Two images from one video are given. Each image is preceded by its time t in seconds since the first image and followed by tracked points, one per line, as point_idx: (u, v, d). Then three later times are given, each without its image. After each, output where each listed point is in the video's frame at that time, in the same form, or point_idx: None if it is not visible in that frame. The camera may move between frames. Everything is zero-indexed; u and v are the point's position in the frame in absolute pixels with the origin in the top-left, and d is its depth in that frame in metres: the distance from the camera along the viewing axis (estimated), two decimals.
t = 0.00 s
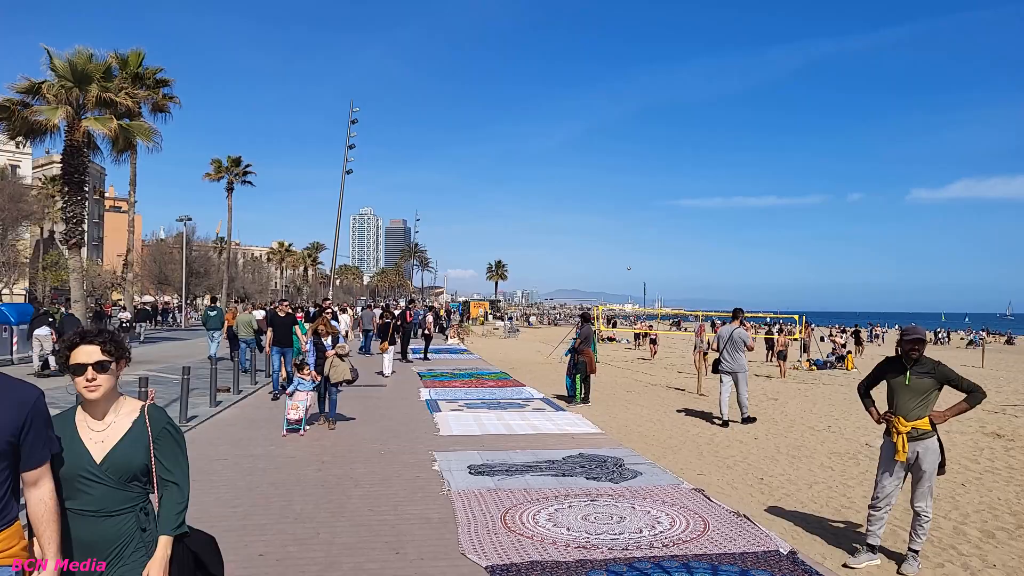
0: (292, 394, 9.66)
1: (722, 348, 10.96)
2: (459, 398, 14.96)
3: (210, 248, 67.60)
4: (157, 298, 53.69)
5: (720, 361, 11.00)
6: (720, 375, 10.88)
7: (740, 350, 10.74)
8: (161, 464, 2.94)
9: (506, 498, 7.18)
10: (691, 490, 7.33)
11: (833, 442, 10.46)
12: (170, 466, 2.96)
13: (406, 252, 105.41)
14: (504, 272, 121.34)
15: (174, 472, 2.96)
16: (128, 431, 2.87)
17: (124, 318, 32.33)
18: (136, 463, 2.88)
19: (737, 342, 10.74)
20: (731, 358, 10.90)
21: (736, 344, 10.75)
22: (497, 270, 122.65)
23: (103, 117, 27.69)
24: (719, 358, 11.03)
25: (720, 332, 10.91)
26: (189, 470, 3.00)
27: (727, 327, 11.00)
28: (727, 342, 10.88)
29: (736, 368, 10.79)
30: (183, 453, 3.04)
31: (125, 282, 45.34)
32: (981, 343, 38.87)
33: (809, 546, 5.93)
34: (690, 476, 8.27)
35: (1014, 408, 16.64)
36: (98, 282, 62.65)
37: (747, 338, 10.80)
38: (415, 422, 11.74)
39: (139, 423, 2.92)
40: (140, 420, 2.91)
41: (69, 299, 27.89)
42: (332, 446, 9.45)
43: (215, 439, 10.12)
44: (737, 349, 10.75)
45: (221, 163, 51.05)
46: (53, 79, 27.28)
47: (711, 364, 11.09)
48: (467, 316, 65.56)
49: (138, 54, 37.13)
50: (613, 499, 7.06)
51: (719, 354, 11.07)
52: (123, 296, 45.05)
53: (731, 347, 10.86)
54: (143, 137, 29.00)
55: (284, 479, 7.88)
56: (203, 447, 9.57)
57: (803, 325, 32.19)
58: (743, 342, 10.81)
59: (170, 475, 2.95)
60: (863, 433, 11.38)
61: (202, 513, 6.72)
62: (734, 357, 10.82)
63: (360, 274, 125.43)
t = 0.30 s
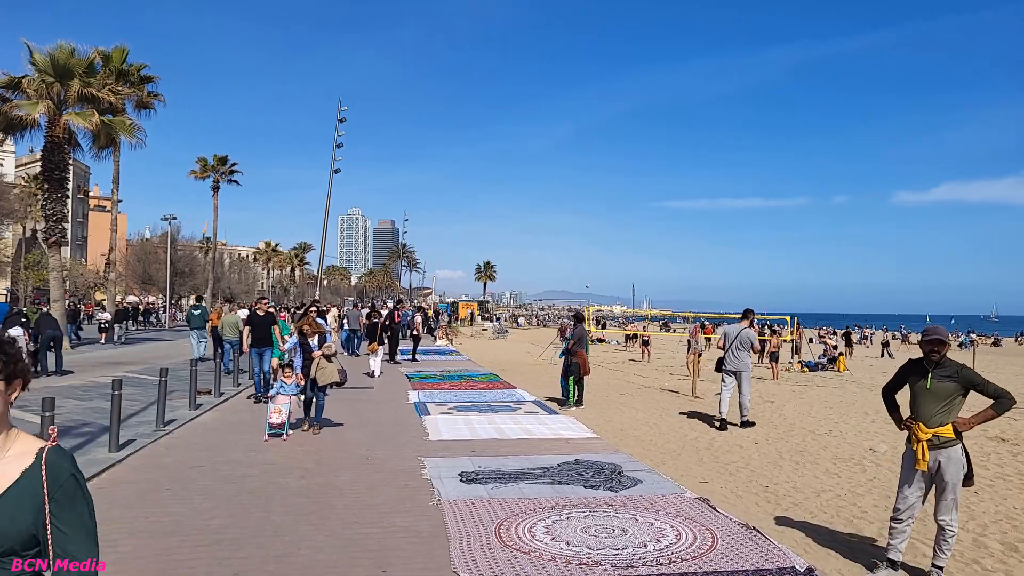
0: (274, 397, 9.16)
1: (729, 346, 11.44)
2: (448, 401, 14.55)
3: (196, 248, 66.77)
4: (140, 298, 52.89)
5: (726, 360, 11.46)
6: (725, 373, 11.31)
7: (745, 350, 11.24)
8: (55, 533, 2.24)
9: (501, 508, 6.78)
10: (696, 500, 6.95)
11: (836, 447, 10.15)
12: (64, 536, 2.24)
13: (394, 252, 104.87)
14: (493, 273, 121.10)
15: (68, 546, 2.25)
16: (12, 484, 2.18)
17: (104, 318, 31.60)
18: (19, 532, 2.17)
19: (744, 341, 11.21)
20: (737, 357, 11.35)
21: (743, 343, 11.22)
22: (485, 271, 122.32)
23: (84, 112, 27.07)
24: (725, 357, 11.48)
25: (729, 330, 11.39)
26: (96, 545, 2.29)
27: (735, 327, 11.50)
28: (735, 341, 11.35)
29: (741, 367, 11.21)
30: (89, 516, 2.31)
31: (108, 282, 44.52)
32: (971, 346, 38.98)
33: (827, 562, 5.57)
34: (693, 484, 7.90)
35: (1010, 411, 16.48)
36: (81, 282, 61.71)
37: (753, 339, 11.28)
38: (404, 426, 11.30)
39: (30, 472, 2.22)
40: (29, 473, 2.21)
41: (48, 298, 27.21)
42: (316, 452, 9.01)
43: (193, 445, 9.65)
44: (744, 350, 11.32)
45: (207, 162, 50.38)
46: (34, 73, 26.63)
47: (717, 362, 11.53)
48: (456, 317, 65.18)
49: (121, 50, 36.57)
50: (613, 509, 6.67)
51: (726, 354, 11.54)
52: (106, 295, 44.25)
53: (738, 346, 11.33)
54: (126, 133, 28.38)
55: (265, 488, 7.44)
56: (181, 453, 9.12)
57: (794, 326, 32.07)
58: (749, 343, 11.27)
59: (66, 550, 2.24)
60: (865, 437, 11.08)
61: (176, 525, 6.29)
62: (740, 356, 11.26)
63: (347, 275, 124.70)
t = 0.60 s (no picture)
0: (256, 403, 8.75)
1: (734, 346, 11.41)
2: (441, 403, 14.16)
3: (185, 247, 66.11)
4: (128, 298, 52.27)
5: (731, 361, 11.46)
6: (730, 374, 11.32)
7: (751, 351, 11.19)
8: None
9: (497, 520, 6.41)
10: (703, 512, 6.60)
11: (842, 452, 9.82)
12: None
13: (385, 251, 104.39)
14: (485, 272, 120.81)
15: None
16: None
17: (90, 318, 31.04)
18: None
19: (750, 342, 11.21)
20: (741, 358, 11.36)
21: (748, 344, 11.21)
22: (477, 270, 121.93)
23: (68, 109, 26.52)
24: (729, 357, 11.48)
25: (733, 331, 11.37)
26: None
27: (740, 327, 11.47)
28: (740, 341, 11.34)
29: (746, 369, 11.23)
30: None
31: (95, 281, 43.92)
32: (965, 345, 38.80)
33: None
34: (698, 493, 7.53)
35: (1012, 412, 16.20)
36: (68, 281, 60.98)
37: (758, 339, 11.26)
38: (395, 431, 10.91)
39: None
40: None
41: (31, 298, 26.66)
42: (303, 460, 8.59)
43: (174, 452, 9.24)
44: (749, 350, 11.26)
45: (196, 160, 49.78)
46: (17, 68, 26.06)
47: (721, 363, 11.53)
48: (448, 317, 64.75)
49: (107, 46, 36.03)
50: (616, 522, 6.31)
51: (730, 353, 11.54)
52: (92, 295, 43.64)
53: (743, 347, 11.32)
54: (111, 129, 27.79)
55: (246, 500, 7.03)
56: (161, 461, 8.70)
57: (789, 325, 31.83)
58: (755, 343, 11.26)
59: None
60: (871, 442, 10.74)
61: (150, 542, 5.89)
62: (744, 358, 11.26)
63: (339, 274, 124.14)
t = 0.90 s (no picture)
0: (237, 407, 8.39)
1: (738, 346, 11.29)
2: (434, 406, 13.75)
3: (175, 247, 65.43)
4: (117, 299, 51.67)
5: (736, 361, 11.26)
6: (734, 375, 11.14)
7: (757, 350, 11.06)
8: None
9: (494, 532, 6.01)
10: (713, 523, 6.21)
11: (850, 456, 9.47)
12: None
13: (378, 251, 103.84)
14: (478, 272, 120.45)
15: None
16: None
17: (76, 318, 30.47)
18: None
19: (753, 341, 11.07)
20: (746, 358, 11.19)
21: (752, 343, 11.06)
22: (470, 270, 121.53)
23: (53, 104, 25.95)
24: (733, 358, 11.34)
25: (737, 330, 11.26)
26: None
27: (743, 327, 11.36)
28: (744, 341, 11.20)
29: (749, 369, 11.05)
30: None
31: (82, 281, 43.30)
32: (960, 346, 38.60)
33: None
34: (705, 501, 7.16)
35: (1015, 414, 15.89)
36: (56, 281, 60.32)
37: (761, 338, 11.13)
38: (385, 435, 10.49)
39: None
40: None
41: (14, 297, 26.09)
42: (287, 467, 8.19)
43: (154, 457, 8.85)
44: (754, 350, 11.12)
45: (185, 158, 49.18)
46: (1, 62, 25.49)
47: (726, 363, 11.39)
48: (441, 317, 64.31)
49: (95, 42, 35.48)
50: (621, 534, 5.92)
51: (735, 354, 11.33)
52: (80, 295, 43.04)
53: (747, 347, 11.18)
54: (97, 126, 27.16)
55: (227, 510, 6.65)
56: (139, 467, 8.32)
57: (784, 326, 31.56)
58: (758, 343, 11.12)
59: None
60: (878, 445, 10.41)
61: (118, 557, 5.47)
62: (749, 357, 11.11)
63: (331, 275, 123.51)
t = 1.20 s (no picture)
0: (223, 413, 7.90)
1: (744, 347, 11.13)
2: (430, 409, 13.32)
3: (168, 246, 64.83)
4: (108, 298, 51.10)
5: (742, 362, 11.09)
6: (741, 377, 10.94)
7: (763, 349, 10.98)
8: None
9: (495, 549, 5.59)
10: (731, 539, 5.81)
11: (863, 463, 9.08)
12: None
13: (373, 250, 103.27)
14: (474, 271, 120.01)
15: None
16: None
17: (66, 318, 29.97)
18: None
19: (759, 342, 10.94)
20: (753, 359, 11.05)
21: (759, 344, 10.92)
22: (465, 270, 121.08)
23: (41, 100, 25.41)
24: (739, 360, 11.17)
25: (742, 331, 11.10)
26: None
27: (748, 328, 11.20)
28: (750, 342, 11.05)
29: (757, 371, 10.89)
30: None
31: (74, 281, 42.77)
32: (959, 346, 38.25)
33: None
34: (717, 513, 6.76)
35: None
36: (48, 280, 59.77)
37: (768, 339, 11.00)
38: (379, 440, 10.05)
39: None
40: None
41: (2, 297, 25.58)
42: (275, 476, 7.75)
43: (136, 464, 8.42)
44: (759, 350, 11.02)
45: (178, 156, 48.60)
46: None
47: (731, 366, 11.20)
48: (437, 317, 63.82)
49: (85, 38, 34.94)
50: (631, 551, 5.49)
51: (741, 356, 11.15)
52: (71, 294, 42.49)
53: (753, 348, 11.04)
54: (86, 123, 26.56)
55: (210, 523, 6.24)
56: (119, 475, 7.90)
57: (784, 326, 31.19)
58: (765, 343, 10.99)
59: None
60: (892, 450, 10.01)
61: None
62: (756, 358, 10.96)
63: (326, 274, 122.92)
